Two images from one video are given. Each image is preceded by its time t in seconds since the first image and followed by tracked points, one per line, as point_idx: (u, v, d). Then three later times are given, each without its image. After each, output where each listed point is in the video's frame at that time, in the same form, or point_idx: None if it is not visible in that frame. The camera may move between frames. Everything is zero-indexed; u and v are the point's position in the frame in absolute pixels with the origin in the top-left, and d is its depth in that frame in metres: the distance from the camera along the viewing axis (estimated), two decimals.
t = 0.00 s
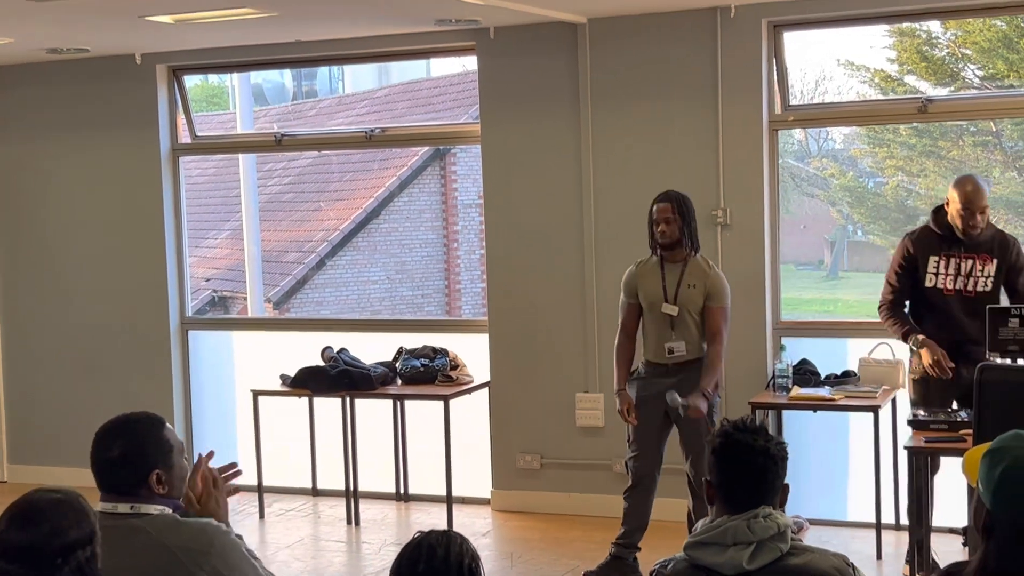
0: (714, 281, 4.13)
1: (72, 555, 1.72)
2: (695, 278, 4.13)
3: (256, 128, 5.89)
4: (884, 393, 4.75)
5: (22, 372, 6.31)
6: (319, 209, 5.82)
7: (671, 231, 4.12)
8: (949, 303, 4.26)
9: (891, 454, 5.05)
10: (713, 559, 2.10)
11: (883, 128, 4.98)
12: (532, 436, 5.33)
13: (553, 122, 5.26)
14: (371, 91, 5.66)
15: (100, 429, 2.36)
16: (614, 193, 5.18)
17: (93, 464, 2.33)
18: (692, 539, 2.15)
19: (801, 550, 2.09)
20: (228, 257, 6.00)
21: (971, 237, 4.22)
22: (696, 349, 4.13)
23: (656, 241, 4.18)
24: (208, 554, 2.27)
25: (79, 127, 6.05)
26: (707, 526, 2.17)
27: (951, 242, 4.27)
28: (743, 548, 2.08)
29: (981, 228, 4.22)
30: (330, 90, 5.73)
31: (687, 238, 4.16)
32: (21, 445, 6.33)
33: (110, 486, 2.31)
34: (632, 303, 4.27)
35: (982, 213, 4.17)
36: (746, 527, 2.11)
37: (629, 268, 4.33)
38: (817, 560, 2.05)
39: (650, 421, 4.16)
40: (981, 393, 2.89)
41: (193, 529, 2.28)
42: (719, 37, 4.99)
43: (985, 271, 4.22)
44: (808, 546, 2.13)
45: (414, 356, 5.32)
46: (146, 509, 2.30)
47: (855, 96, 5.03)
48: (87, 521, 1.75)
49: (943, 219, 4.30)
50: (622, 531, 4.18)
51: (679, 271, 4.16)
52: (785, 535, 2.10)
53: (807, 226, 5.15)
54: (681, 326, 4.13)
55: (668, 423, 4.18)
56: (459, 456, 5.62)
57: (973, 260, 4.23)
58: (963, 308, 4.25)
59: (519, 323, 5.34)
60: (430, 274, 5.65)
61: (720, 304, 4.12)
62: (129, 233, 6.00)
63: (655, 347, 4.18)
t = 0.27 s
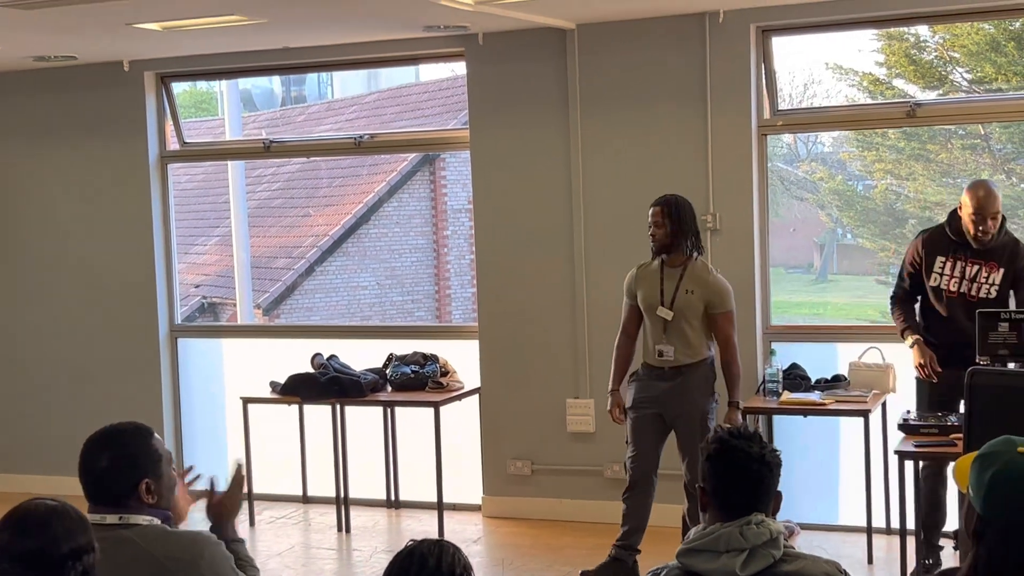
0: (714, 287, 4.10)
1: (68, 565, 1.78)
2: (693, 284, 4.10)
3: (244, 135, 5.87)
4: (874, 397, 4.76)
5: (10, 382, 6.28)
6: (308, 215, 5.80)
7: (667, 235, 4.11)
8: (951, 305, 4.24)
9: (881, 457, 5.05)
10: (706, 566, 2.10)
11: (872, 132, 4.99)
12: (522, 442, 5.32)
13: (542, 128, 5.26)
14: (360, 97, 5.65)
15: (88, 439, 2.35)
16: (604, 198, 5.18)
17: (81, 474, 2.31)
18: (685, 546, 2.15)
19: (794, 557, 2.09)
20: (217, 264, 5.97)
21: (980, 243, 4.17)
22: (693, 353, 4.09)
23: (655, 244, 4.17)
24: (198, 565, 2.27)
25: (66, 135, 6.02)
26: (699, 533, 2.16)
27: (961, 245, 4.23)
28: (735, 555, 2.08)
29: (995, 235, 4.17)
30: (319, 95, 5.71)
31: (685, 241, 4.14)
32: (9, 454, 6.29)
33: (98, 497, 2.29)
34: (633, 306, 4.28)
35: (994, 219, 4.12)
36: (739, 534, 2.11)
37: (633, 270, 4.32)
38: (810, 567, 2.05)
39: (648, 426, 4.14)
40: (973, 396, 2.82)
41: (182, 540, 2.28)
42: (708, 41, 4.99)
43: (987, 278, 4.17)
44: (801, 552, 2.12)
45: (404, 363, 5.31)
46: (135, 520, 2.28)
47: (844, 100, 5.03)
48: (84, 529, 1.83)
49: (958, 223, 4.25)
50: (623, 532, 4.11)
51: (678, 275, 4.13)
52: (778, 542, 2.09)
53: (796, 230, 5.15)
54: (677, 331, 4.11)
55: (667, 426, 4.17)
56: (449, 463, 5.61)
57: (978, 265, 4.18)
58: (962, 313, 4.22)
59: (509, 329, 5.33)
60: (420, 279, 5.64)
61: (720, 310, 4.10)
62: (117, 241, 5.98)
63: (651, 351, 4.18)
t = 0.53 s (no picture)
0: (698, 286, 4.09)
1: (46, 568, 1.77)
2: (678, 284, 4.10)
3: (225, 138, 5.85)
4: (856, 397, 4.77)
5: None
6: (290, 219, 5.78)
7: (650, 237, 4.09)
8: (940, 305, 4.23)
9: (863, 457, 5.07)
10: (688, 567, 2.09)
11: (853, 132, 5.00)
12: (506, 444, 5.31)
13: (524, 130, 5.25)
14: (342, 100, 5.64)
15: (63, 447, 2.34)
16: (586, 200, 5.17)
17: (55, 482, 2.30)
18: (667, 546, 2.13)
19: (774, 557, 2.08)
20: (199, 268, 5.95)
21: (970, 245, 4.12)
22: (679, 353, 4.10)
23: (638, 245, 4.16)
24: (178, 570, 2.24)
25: (45, 139, 5.99)
26: (681, 532, 2.14)
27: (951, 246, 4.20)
28: (717, 555, 2.07)
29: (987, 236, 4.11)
30: (301, 98, 5.69)
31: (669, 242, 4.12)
32: None
33: (74, 502, 2.28)
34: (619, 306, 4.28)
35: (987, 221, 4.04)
36: (720, 535, 2.10)
37: (621, 270, 4.32)
38: (791, 567, 2.05)
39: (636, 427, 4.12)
40: (952, 393, 2.83)
41: (157, 544, 2.24)
42: (689, 43, 4.99)
43: (977, 280, 4.13)
44: (781, 553, 2.12)
45: (386, 366, 5.30)
46: (111, 525, 2.26)
47: (825, 101, 5.04)
48: (61, 535, 1.81)
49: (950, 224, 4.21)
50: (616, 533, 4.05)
51: (663, 276, 4.13)
52: (758, 542, 2.09)
53: (779, 230, 5.16)
54: (663, 331, 4.11)
55: (654, 428, 4.15)
56: (432, 466, 5.60)
57: (965, 267, 4.15)
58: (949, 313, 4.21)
59: (492, 331, 5.32)
60: (402, 282, 5.63)
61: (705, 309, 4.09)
62: (97, 245, 5.95)
63: (637, 352, 4.18)
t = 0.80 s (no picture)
0: (674, 285, 4.11)
1: None
2: (653, 282, 4.12)
3: (203, 139, 5.82)
4: (835, 395, 4.77)
5: None
6: (270, 219, 5.76)
7: (624, 236, 4.11)
8: (919, 305, 4.23)
9: (843, 455, 5.07)
10: (665, 569, 2.08)
11: (832, 131, 4.99)
12: (487, 445, 5.30)
13: (503, 130, 5.24)
14: (322, 100, 5.61)
15: (37, 449, 2.30)
16: (566, 199, 5.16)
17: (27, 487, 2.26)
18: (644, 547, 2.13)
19: (752, 559, 2.07)
20: (179, 269, 5.92)
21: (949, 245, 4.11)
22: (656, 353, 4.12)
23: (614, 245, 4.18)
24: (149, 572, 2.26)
25: (20, 140, 5.95)
26: (658, 534, 2.14)
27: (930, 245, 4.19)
28: (694, 557, 2.07)
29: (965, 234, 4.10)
30: (282, 99, 5.67)
31: (645, 242, 4.13)
32: None
33: (46, 507, 2.24)
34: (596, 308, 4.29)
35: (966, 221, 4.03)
36: (697, 535, 2.09)
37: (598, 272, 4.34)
38: (768, 568, 2.03)
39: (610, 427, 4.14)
40: (931, 393, 2.79)
41: (131, 548, 2.25)
42: (668, 42, 4.98)
43: (955, 280, 4.12)
44: (760, 556, 2.11)
45: (366, 367, 5.28)
46: (84, 531, 2.25)
47: (805, 100, 5.04)
48: (19, 541, 1.76)
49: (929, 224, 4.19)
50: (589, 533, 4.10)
51: (639, 275, 4.15)
52: (736, 544, 2.08)
53: (759, 229, 5.15)
54: (640, 330, 4.13)
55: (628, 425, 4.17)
56: (412, 468, 5.58)
57: (943, 267, 4.15)
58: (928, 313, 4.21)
59: (473, 332, 5.31)
60: (383, 283, 5.61)
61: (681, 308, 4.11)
62: (74, 247, 5.91)
63: (615, 351, 4.20)
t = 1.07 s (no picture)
0: (635, 283, 4.10)
1: None
2: (615, 280, 4.10)
3: (176, 140, 5.78)
4: (811, 395, 4.77)
5: None
6: (247, 219, 5.72)
7: (588, 234, 4.09)
8: (892, 302, 4.23)
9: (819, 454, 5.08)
10: None
11: (808, 130, 4.99)
12: (463, 446, 5.29)
13: (479, 130, 5.22)
14: (299, 99, 5.58)
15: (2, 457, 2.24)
16: (542, 200, 5.14)
17: None
18: (618, 554, 2.12)
19: (726, 564, 2.08)
20: (154, 270, 5.87)
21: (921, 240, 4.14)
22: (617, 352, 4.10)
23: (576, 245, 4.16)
24: None
25: None
26: (632, 540, 2.13)
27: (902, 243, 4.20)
28: (669, 563, 2.07)
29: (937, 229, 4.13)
30: (258, 98, 5.63)
31: (606, 242, 4.12)
32: None
33: (13, 516, 2.21)
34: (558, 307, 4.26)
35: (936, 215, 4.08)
36: (672, 541, 2.09)
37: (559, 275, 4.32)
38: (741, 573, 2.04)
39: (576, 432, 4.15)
40: (907, 393, 2.75)
41: (99, 557, 2.20)
42: (643, 42, 4.97)
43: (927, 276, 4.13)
44: (733, 559, 2.12)
45: (341, 369, 5.26)
46: (51, 539, 2.20)
47: (781, 99, 5.03)
48: None
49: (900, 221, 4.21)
50: (567, 535, 4.21)
51: (601, 274, 4.13)
52: (710, 548, 2.09)
53: (736, 228, 5.15)
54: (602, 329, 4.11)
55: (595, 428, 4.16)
56: (389, 470, 5.56)
57: (915, 263, 4.15)
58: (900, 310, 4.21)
59: (449, 332, 5.29)
60: (360, 283, 5.58)
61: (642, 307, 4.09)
62: (46, 249, 5.86)
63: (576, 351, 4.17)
